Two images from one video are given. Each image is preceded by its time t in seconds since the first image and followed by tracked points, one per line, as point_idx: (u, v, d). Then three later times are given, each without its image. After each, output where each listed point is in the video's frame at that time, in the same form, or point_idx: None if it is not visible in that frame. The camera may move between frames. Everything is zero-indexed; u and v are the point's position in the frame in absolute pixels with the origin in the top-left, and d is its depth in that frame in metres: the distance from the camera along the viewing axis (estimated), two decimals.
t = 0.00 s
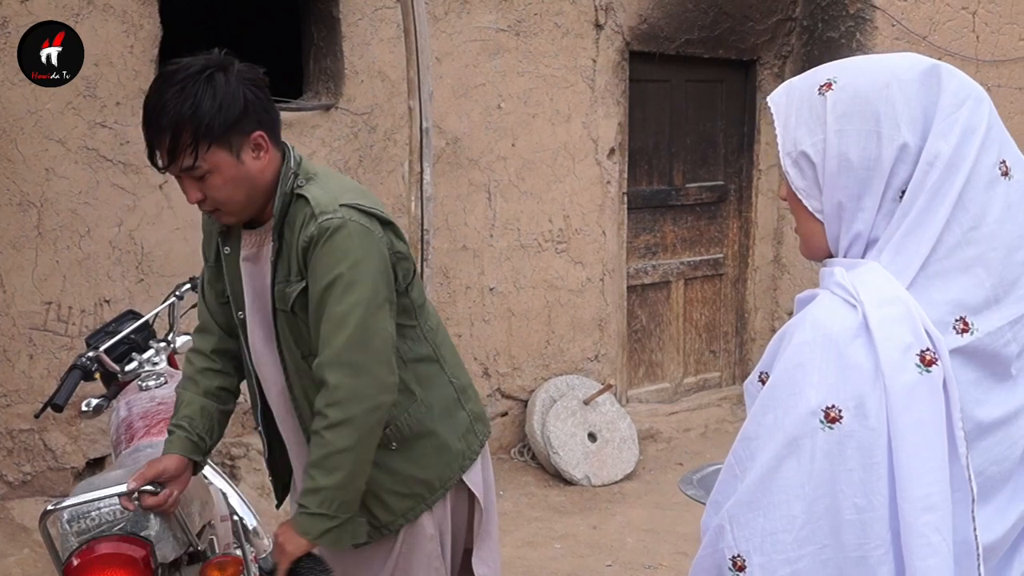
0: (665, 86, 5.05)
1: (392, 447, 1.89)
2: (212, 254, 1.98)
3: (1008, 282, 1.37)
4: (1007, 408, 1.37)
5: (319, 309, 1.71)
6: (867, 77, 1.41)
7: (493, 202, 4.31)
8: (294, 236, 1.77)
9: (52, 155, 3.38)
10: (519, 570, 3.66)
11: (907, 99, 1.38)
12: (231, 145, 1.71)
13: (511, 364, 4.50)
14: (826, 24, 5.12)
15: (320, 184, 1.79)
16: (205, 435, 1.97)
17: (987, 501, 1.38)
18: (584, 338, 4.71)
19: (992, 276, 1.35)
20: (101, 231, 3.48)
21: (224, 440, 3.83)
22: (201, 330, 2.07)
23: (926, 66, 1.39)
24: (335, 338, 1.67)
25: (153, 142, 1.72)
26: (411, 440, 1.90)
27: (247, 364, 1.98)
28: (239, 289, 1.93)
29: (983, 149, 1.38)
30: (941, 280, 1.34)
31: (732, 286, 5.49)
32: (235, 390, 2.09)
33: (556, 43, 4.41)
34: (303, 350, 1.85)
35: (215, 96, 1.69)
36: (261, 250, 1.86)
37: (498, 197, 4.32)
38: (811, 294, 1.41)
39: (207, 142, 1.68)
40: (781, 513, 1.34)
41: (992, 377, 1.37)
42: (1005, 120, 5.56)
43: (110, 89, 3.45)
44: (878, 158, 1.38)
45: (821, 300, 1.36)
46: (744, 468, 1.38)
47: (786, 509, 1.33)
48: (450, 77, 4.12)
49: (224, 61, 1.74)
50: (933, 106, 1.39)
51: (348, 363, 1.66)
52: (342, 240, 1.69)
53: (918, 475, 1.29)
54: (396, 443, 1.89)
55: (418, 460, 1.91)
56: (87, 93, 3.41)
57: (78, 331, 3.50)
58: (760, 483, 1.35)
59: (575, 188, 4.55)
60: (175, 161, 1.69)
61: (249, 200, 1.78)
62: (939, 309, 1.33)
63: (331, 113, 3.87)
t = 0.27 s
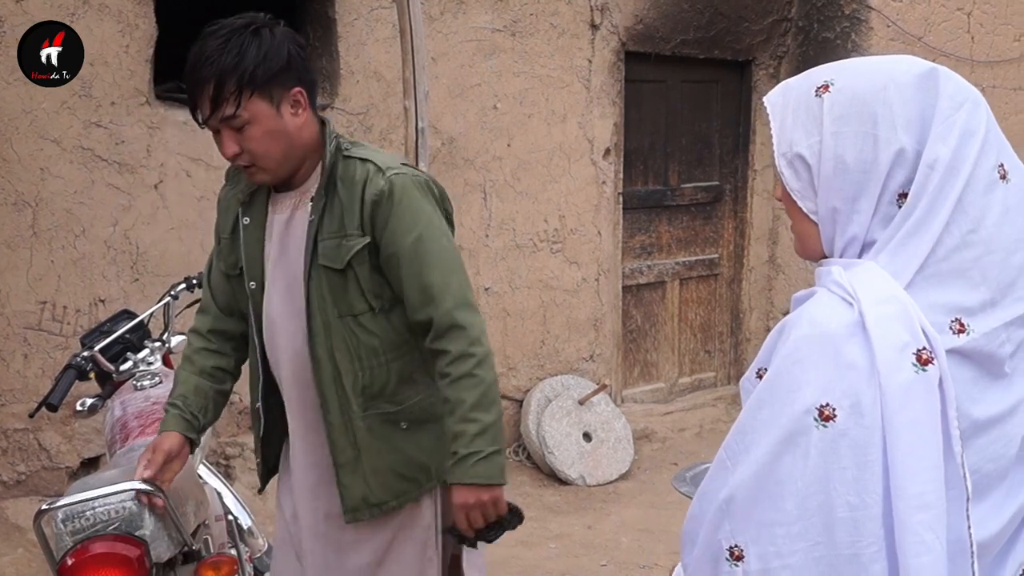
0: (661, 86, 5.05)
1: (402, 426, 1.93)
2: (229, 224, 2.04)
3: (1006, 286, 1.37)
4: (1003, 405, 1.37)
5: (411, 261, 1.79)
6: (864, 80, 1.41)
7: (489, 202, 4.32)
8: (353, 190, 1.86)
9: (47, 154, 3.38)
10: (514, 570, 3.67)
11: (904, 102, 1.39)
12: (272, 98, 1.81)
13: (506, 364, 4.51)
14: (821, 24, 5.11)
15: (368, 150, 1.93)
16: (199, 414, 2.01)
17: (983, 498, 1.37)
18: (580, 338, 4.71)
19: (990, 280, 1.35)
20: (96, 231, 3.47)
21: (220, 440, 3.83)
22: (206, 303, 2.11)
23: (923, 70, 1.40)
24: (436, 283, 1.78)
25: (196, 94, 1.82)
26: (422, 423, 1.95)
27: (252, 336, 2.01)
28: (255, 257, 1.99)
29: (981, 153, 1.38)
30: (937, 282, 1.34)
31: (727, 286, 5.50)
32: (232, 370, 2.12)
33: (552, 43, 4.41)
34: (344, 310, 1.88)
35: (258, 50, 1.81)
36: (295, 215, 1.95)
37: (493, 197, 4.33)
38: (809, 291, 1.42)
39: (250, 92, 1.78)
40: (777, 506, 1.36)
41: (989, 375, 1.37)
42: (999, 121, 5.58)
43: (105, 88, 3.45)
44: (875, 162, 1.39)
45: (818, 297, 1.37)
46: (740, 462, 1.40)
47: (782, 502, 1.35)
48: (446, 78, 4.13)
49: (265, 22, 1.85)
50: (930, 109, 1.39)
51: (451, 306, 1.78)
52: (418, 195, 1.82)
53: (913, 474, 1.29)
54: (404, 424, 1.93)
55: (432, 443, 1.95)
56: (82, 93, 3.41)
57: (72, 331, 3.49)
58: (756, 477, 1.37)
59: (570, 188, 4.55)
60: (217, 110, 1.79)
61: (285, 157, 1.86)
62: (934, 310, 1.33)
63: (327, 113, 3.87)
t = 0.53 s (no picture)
0: (662, 87, 5.05)
1: (432, 405, 2.06)
2: (250, 197, 2.14)
3: (990, 297, 1.36)
4: (987, 402, 1.35)
5: (472, 245, 2.02)
6: (851, 91, 1.40)
7: (490, 202, 4.32)
8: (416, 172, 2.04)
9: (48, 156, 3.38)
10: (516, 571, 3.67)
11: (891, 114, 1.37)
12: (334, 68, 1.99)
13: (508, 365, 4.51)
14: (822, 24, 5.10)
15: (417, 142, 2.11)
16: (224, 398, 2.15)
17: (972, 497, 1.35)
18: (581, 338, 4.71)
19: (975, 293, 1.35)
20: (97, 232, 3.47)
21: (221, 442, 3.83)
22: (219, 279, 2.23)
23: (911, 79, 1.38)
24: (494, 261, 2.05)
25: (260, 66, 1.96)
26: (448, 404, 2.10)
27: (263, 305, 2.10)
28: (274, 227, 2.09)
29: (972, 165, 1.37)
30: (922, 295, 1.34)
31: (729, 286, 5.50)
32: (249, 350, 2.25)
33: (553, 44, 4.41)
34: (393, 283, 2.02)
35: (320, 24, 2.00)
36: (336, 190, 2.08)
37: (494, 198, 4.33)
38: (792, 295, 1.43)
39: (317, 59, 1.96)
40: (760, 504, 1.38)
41: (971, 371, 1.35)
42: (999, 121, 5.58)
43: (106, 90, 3.45)
44: (860, 175, 1.39)
45: (797, 303, 1.38)
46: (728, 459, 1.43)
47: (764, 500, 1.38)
48: (446, 79, 4.14)
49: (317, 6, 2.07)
50: (917, 120, 1.37)
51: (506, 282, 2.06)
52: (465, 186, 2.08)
53: (885, 482, 1.28)
54: (435, 404, 2.06)
55: (454, 422, 2.12)
56: (83, 95, 3.41)
57: (74, 333, 3.49)
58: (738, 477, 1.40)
59: (571, 189, 4.55)
60: (287, 75, 1.94)
61: (343, 126, 2.02)
62: (912, 319, 1.33)
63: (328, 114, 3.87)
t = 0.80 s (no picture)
0: (661, 88, 5.06)
1: (426, 393, 2.10)
2: (260, 188, 2.14)
3: (961, 313, 1.39)
4: (959, 408, 1.39)
5: (470, 245, 2.07)
6: (832, 90, 1.39)
7: (490, 203, 4.32)
8: (428, 168, 2.08)
9: (48, 158, 3.39)
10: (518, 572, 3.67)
11: (866, 120, 1.36)
12: (371, 68, 2.06)
13: (508, 366, 4.51)
14: (822, 25, 5.10)
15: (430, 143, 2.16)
16: (225, 391, 2.20)
17: (942, 501, 1.40)
18: (581, 340, 4.71)
19: (943, 305, 1.37)
20: (97, 234, 3.47)
21: (222, 444, 3.83)
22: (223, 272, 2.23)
23: (889, 88, 1.36)
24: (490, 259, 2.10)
25: (302, 59, 2.00)
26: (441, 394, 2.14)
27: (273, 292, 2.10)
28: (285, 217, 2.10)
29: (950, 179, 1.35)
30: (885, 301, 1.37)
31: (729, 287, 5.50)
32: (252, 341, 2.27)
33: (553, 45, 4.42)
34: (404, 273, 2.05)
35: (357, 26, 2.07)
36: (352, 182, 2.10)
37: (494, 199, 4.33)
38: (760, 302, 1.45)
39: (361, 57, 2.03)
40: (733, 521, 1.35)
41: (944, 377, 1.39)
42: (999, 122, 5.58)
43: (106, 92, 3.45)
44: (828, 176, 1.38)
45: (767, 310, 1.39)
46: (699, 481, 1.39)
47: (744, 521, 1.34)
48: (446, 80, 4.14)
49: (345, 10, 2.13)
50: (891, 130, 1.36)
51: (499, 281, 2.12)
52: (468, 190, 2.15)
53: (850, 486, 1.30)
54: (428, 391, 2.11)
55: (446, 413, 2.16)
56: (84, 97, 3.41)
57: (75, 335, 3.49)
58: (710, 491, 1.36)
59: (571, 190, 4.55)
60: (331, 69, 1.99)
61: (373, 125, 2.08)
62: (880, 325, 1.36)
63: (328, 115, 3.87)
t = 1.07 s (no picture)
0: (666, 88, 5.05)
1: (435, 384, 2.11)
2: (270, 190, 2.17)
3: (960, 313, 1.37)
4: (955, 414, 1.38)
5: (475, 238, 2.09)
6: (831, 85, 1.39)
7: (494, 203, 4.32)
8: (432, 164, 2.10)
9: (53, 158, 3.39)
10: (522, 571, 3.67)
11: (862, 114, 1.36)
12: (367, 85, 2.06)
13: (513, 366, 4.51)
14: (826, 25, 5.10)
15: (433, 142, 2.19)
16: (234, 389, 2.22)
17: (935, 508, 1.39)
18: (586, 339, 4.71)
19: (941, 304, 1.36)
20: (102, 234, 3.48)
21: (226, 443, 3.84)
22: (236, 274, 2.26)
23: (887, 81, 1.36)
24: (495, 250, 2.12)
25: (296, 82, 2.01)
26: (450, 386, 2.15)
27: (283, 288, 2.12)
28: (294, 218, 2.13)
29: (945, 173, 1.34)
30: (881, 298, 1.36)
31: (733, 287, 5.49)
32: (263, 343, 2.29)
33: (557, 45, 4.41)
34: (410, 266, 2.07)
35: (354, 42, 2.06)
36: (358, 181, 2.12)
37: (499, 199, 4.33)
38: (756, 305, 1.45)
39: (355, 80, 2.03)
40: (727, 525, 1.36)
41: (940, 382, 1.38)
42: (1004, 121, 5.57)
43: (111, 92, 3.46)
44: (826, 171, 1.38)
45: (762, 313, 1.40)
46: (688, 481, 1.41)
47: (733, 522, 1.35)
48: (451, 80, 4.14)
49: (347, 17, 2.10)
50: (888, 124, 1.35)
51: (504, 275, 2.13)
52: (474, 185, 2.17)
53: (843, 490, 1.30)
54: (438, 383, 2.12)
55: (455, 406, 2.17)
56: (89, 97, 3.42)
57: (80, 334, 3.50)
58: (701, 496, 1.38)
59: (576, 190, 4.55)
60: (324, 95, 2.00)
61: (370, 139, 2.10)
62: (876, 327, 1.35)
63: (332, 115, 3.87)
